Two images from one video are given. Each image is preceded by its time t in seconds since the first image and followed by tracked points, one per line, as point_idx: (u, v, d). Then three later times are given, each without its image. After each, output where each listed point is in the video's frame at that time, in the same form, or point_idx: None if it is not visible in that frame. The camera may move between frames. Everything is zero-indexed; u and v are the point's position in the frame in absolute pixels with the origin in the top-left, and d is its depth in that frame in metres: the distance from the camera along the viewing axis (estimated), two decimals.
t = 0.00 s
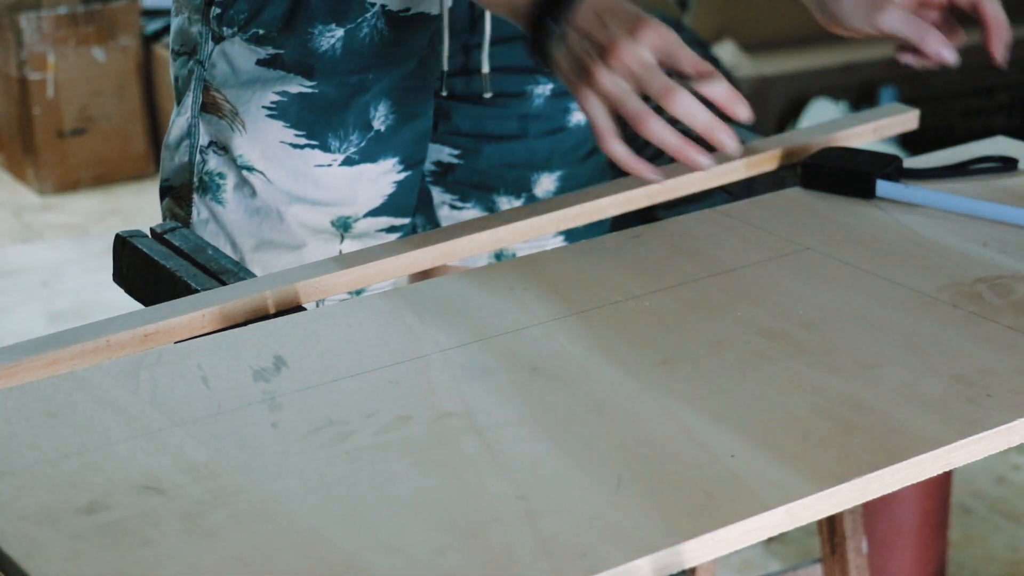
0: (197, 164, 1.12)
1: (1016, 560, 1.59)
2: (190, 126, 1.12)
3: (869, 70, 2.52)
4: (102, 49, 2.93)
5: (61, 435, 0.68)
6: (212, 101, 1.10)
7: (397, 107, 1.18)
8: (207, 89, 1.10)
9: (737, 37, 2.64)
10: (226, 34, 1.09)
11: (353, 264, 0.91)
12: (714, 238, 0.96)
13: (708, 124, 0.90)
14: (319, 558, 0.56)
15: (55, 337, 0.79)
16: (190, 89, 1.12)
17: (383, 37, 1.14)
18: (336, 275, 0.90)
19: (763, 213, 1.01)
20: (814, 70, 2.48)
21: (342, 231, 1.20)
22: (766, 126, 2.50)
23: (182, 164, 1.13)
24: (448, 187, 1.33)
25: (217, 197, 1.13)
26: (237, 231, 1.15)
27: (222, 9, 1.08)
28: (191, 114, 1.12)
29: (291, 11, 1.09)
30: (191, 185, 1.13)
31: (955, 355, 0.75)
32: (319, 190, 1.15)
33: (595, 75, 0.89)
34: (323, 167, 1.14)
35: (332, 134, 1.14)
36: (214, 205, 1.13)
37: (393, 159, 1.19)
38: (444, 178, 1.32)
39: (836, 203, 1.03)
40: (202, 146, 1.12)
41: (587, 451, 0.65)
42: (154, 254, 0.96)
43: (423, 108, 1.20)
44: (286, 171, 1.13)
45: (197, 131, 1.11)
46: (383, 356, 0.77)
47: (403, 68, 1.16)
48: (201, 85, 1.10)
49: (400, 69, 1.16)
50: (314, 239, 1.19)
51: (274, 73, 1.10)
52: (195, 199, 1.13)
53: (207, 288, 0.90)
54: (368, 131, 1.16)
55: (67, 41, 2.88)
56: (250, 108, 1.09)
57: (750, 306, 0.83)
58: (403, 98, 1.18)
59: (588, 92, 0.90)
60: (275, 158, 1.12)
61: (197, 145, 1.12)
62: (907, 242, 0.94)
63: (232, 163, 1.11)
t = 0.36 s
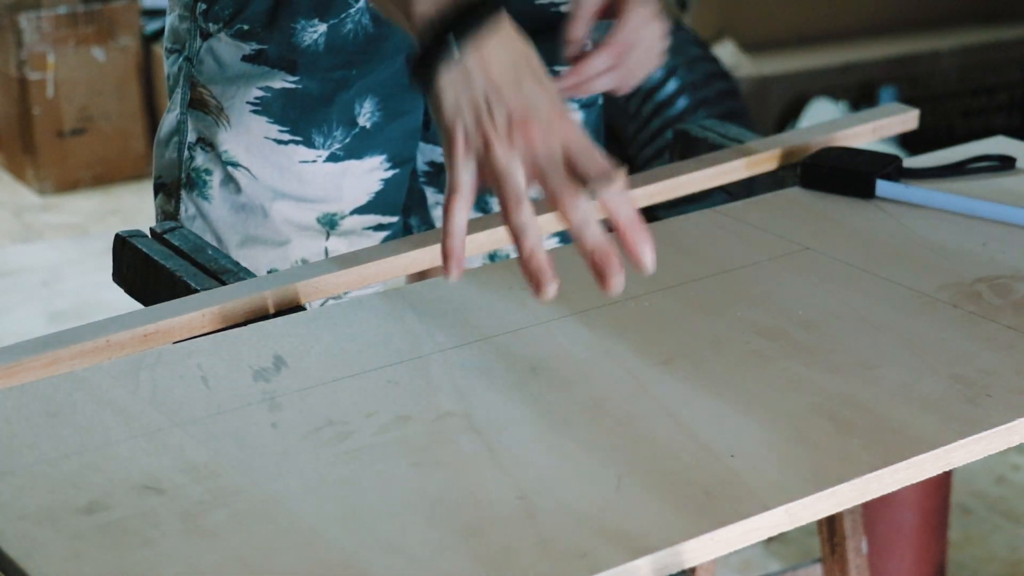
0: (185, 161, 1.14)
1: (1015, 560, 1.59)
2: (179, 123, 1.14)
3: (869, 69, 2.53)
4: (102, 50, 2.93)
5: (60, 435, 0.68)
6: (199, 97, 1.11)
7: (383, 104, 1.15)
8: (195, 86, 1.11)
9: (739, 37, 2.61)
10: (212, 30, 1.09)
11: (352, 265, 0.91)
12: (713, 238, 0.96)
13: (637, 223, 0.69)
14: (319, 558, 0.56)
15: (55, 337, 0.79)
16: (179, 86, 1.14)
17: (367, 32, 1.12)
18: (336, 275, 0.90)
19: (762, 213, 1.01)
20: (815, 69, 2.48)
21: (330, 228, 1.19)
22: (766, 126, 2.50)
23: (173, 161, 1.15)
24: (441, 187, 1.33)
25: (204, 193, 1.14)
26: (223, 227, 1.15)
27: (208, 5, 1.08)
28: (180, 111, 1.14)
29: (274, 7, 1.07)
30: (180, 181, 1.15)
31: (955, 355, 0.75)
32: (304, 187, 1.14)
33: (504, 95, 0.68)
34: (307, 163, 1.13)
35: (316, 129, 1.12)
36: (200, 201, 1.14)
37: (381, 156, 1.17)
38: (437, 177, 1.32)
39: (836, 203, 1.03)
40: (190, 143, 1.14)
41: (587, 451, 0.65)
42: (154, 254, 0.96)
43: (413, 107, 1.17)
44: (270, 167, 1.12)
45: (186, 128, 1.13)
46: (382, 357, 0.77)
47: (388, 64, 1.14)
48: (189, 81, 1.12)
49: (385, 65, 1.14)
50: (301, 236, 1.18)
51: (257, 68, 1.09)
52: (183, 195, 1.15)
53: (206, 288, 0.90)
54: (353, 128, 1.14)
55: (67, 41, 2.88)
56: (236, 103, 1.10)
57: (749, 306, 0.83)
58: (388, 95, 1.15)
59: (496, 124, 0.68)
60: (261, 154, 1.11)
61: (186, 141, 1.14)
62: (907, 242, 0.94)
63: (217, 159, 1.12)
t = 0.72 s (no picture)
0: (178, 163, 1.13)
1: (1015, 560, 1.59)
2: (171, 125, 1.13)
3: (869, 69, 2.53)
4: (102, 50, 2.93)
5: (60, 435, 0.68)
6: (191, 100, 1.10)
7: (377, 104, 1.16)
8: (187, 88, 1.10)
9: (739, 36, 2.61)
10: (204, 33, 1.08)
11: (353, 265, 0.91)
12: (712, 238, 0.96)
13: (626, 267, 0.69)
14: (320, 558, 0.56)
15: (55, 337, 0.79)
16: (170, 87, 1.12)
17: (360, 33, 1.11)
18: (337, 275, 0.90)
19: (763, 213, 1.01)
20: (815, 69, 2.48)
21: (324, 229, 1.19)
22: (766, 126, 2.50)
23: (164, 164, 1.15)
24: (435, 186, 1.33)
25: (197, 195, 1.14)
26: (217, 228, 1.15)
27: (199, 8, 1.06)
28: (171, 114, 1.13)
29: (267, 9, 1.06)
30: (173, 184, 1.14)
31: (955, 356, 0.75)
32: (298, 189, 1.14)
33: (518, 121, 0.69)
34: (303, 164, 1.13)
35: (311, 130, 1.12)
36: (193, 204, 1.14)
37: (375, 156, 1.18)
38: (430, 177, 1.33)
39: (836, 203, 1.03)
40: (183, 146, 1.13)
41: (586, 451, 0.65)
42: (154, 254, 0.96)
43: (406, 105, 1.18)
44: (266, 168, 1.12)
45: (178, 130, 1.13)
46: (382, 357, 0.77)
47: (382, 65, 1.15)
48: (181, 83, 1.10)
49: (379, 65, 1.14)
50: (294, 237, 1.17)
51: (251, 70, 1.09)
52: (176, 197, 1.14)
53: (207, 288, 0.90)
54: (347, 129, 1.15)
55: (67, 41, 2.88)
56: (229, 104, 1.09)
57: (748, 307, 0.83)
58: (382, 95, 1.16)
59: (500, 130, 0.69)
60: (257, 156, 1.11)
61: (179, 144, 1.13)
62: (907, 243, 0.94)
63: (211, 162, 1.12)
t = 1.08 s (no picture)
0: (169, 159, 1.13)
1: (1015, 560, 1.59)
2: (163, 121, 1.13)
3: (869, 69, 2.53)
4: (102, 50, 2.93)
5: (60, 435, 0.68)
6: (183, 96, 1.10)
7: (367, 102, 1.16)
8: (179, 85, 1.10)
9: (739, 37, 2.61)
10: (195, 29, 1.09)
11: (353, 265, 0.91)
12: (713, 238, 0.96)
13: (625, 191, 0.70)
14: (320, 558, 0.56)
15: (55, 337, 0.79)
16: (163, 84, 1.13)
17: (349, 30, 1.11)
18: (336, 275, 0.90)
19: (763, 213, 1.01)
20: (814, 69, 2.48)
21: (313, 227, 1.19)
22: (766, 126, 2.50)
23: (156, 160, 1.14)
24: (428, 187, 1.33)
25: (187, 192, 1.13)
26: (208, 225, 1.14)
27: (191, 4, 1.08)
28: (164, 110, 1.13)
29: (255, 6, 1.06)
30: (164, 180, 1.14)
31: (955, 355, 0.75)
32: (286, 187, 1.13)
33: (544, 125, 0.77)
34: (291, 161, 1.13)
35: (299, 127, 1.12)
36: (184, 200, 1.13)
37: (365, 155, 1.18)
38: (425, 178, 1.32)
39: (836, 203, 1.03)
40: (175, 142, 1.13)
41: (585, 451, 0.65)
42: (154, 254, 0.96)
43: (397, 102, 1.18)
44: (257, 165, 1.11)
45: (170, 127, 1.12)
46: (382, 357, 0.77)
47: (371, 62, 1.14)
48: (173, 80, 1.11)
49: (368, 63, 1.14)
50: (283, 234, 1.17)
51: (240, 67, 1.09)
52: (167, 194, 1.14)
53: (207, 288, 0.90)
54: (336, 126, 1.14)
55: (67, 41, 2.88)
56: (218, 101, 1.09)
57: (748, 307, 0.83)
58: (371, 93, 1.16)
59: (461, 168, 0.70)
60: (247, 153, 1.11)
61: (171, 141, 1.13)
62: (906, 242, 0.94)
63: (201, 158, 1.11)
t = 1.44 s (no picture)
0: (171, 159, 1.14)
1: (1015, 560, 1.59)
2: (166, 121, 1.14)
3: (869, 68, 2.53)
4: (102, 50, 2.93)
5: (60, 435, 0.68)
6: (185, 96, 1.11)
7: (369, 100, 1.15)
8: (182, 84, 1.11)
9: (738, 37, 2.61)
10: (198, 29, 1.09)
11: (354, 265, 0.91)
12: (713, 238, 0.96)
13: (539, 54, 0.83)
14: (320, 558, 0.56)
15: (55, 337, 0.79)
16: (166, 84, 1.14)
17: (352, 29, 1.10)
18: (336, 275, 0.90)
19: (763, 213, 1.01)
20: (814, 69, 2.48)
21: (316, 226, 1.19)
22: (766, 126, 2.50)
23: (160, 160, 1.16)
24: (428, 186, 1.34)
25: (189, 191, 1.14)
26: (210, 224, 1.15)
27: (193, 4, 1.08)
28: (167, 109, 1.14)
29: (257, 5, 1.06)
30: (167, 180, 1.15)
31: (954, 355, 0.75)
32: (289, 186, 1.14)
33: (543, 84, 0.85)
34: (293, 160, 1.13)
35: (302, 126, 1.11)
36: (186, 200, 1.14)
37: (368, 154, 1.17)
38: (425, 176, 1.34)
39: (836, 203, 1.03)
40: (177, 142, 1.14)
41: (585, 451, 0.65)
42: (154, 254, 0.96)
43: (400, 101, 1.17)
44: (259, 164, 1.12)
45: (173, 127, 1.14)
46: (382, 357, 0.77)
47: (374, 61, 1.13)
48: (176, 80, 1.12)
49: (371, 62, 1.13)
50: (286, 233, 1.17)
51: (242, 65, 1.08)
52: (170, 193, 1.14)
53: (207, 288, 0.90)
54: (339, 125, 1.14)
55: (67, 41, 2.88)
56: (221, 100, 1.09)
57: (748, 307, 0.83)
58: (374, 92, 1.15)
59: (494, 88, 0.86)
60: (249, 153, 1.11)
61: (173, 140, 1.14)
62: (906, 242, 0.94)
63: (203, 157, 1.12)
